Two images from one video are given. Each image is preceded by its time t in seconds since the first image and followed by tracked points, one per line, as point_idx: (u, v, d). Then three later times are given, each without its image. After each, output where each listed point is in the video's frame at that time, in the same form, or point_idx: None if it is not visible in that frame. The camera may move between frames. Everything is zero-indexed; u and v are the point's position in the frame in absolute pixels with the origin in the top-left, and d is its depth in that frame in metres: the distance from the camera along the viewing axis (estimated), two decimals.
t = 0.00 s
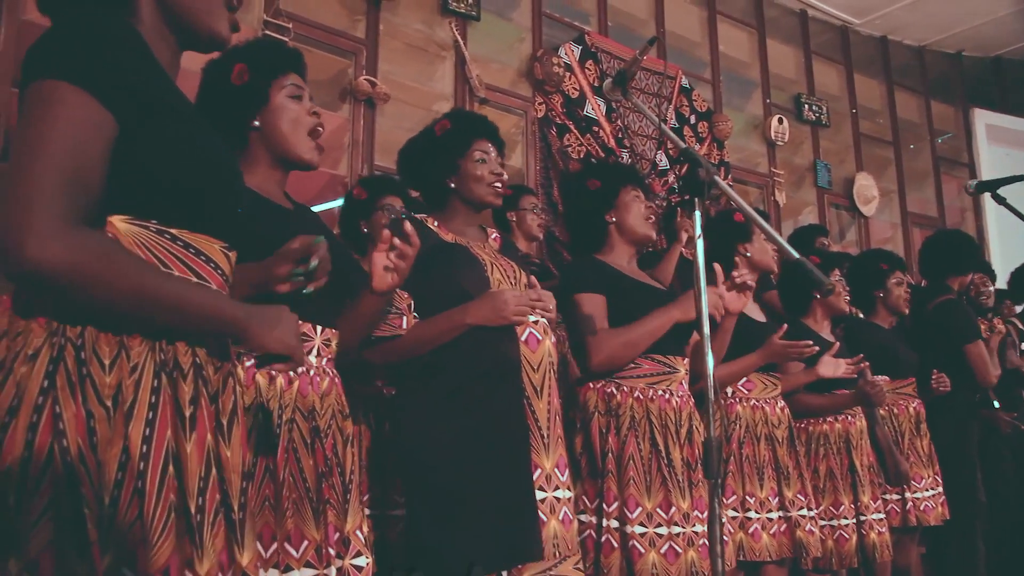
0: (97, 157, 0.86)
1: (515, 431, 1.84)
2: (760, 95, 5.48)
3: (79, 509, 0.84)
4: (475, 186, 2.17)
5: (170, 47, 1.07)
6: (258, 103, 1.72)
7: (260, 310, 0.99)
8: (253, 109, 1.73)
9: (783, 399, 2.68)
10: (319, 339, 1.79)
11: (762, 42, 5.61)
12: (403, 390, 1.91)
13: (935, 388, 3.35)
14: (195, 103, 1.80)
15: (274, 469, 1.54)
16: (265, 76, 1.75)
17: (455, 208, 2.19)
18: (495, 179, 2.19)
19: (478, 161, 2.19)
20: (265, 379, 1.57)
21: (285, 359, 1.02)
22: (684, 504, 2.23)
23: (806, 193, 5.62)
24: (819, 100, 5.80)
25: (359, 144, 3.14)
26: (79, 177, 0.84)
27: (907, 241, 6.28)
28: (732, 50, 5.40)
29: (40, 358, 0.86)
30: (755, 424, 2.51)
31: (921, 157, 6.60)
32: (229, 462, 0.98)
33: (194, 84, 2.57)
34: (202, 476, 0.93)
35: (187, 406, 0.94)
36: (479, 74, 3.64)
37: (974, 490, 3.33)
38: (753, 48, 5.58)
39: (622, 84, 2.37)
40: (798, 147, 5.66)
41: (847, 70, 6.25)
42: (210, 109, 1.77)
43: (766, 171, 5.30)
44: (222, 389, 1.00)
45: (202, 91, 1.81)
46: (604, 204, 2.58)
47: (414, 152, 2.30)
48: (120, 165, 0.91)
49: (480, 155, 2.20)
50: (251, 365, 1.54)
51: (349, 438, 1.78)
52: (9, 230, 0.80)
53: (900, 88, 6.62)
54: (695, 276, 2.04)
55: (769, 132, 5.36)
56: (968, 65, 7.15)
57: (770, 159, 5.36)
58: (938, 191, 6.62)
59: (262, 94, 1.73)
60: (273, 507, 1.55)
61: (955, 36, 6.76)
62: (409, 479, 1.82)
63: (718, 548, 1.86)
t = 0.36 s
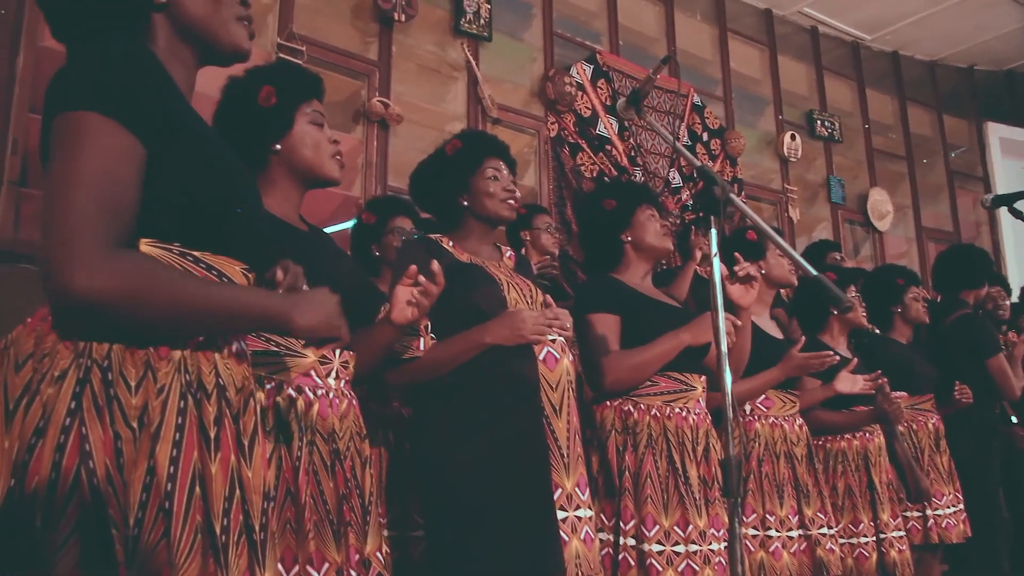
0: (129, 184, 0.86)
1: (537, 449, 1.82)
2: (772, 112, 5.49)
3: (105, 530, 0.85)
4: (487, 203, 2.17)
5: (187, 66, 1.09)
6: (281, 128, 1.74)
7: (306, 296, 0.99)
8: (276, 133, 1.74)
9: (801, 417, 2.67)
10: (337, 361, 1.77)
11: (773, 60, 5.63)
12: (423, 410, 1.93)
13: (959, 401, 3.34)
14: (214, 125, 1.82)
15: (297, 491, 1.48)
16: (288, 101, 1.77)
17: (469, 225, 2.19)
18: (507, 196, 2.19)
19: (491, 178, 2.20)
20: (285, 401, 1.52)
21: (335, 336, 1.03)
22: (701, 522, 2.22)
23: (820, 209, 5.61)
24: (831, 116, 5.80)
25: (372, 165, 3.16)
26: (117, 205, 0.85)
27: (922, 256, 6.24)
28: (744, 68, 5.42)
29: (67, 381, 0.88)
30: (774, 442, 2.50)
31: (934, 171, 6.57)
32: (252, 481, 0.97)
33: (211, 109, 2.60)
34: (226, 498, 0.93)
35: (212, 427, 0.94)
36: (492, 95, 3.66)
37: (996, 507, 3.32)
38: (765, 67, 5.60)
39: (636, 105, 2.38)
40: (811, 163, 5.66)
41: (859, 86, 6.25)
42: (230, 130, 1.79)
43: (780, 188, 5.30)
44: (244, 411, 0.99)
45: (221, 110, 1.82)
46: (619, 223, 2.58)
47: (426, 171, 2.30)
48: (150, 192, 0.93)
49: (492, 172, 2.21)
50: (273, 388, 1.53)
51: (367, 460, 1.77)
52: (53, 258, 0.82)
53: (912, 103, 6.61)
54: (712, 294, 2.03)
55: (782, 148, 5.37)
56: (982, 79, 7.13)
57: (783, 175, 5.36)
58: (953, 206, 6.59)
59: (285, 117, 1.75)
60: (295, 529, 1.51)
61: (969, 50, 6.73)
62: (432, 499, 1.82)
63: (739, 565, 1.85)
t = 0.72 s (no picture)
0: (165, 196, 0.87)
1: (556, 468, 1.81)
2: (784, 129, 5.49)
3: (120, 546, 0.85)
4: (502, 223, 2.17)
5: (208, 90, 1.10)
6: (299, 149, 1.74)
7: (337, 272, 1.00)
8: (294, 154, 1.74)
9: (819, 434, 2.65)
10: (354, 382, 1.77)
11: (784, 76, 5.64)
12: (441, 430, 1.93)
13: (978, 417, 3.31)
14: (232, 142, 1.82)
15: (315, 513, 1.42)
16: (308, 121, 1.78)
17: (484, 245, 2.20)
18: (521, 216, 2.19)
19: (505, 198, 2.20)
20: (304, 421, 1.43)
21: (368, 304, 1.03)
22: (718, 541, 2.18)
23: (833, 225, 5.60)
24: (843, 131, 5.79)
25: (385, 185, 3.17)
26: (157, 214, 0.85)
27: (937, 271, 6.21)
28: (755, 84, 5.43)
29: (86, 398, 0.88)
30: (792, 461, 2.49)
31: (948, 186, 6.54)
32: (267, 502, 0.95)
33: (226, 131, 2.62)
34: (241, 518, 0.91)
35: (228, 446, 0.92)
36: (503, 114, 3.68)
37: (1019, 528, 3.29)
38: (776, 83, 5.61)
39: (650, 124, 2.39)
40: (823, 179, 5.65)
41: (870, 101, 6.25)
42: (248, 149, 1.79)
43: (792, 204, 5.29)
44: (261, 431, 0.98)
45: (239, 128, 1.82)
46: (638, 242, 2.59)
47: (443, 190, 2.31)
48: (180, 205, 0.91)
49: (507, 191, 2.22)
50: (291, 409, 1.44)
51: (383, 481, 1.79)
52: (97, 274, 0.83)
53: (924, 118, 6.59)
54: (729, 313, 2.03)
55: (794, 164, 5.36)
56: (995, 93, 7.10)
57: (795, 192, 5.35)
58: (968, 221, 6.56)
59: (304, 138, 1.75)
60: (313, 551, 1.43)
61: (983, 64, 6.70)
62: (450, 519, 1.83)
63: None
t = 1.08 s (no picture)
0: (175, 206, 0.88)
1: (575, 482, 1.83)
2: (797, 140, 5.48)
3: (133, 560, 0.85)
4: (522, 236, 2.17)
5: (227, 106, 1.10)
6: (315, 164, 1.75)
7: (335, 290, 1.01)
8: (309, 169, 1.75)
9: (836, 447, 2.64)
10: (369, 396, 1.78)
11: (797, 87, 5.63)
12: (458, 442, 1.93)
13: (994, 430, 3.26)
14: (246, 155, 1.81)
15: (331, 527, 1.43)
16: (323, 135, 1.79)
17: (502, 258, 2.20)
18: (540, 228, 2.19)
19: (523, 212, 2.20)
20: (319, 436, 1.47)
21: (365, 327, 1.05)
22: (737, 554, 2.18)
23: (848, 237, 5.58)
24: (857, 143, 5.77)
25: (399, 199, 3.19)
26: (161, 221, 0.86)
27: (953, 282, 6.17)
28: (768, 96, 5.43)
29: (100, 411, 0.89)
30: (809, 473, 2.48)
31: (963, 197, 6.51)
32: (281, 517, 0.94)
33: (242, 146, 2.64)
34: (253, 532, 0.90)
35: (242, 459, 0.92)
36: (517, 127, 3.70)
37: None
38: (789, 93, 5.61)
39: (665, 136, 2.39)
40: (838, 191, 5.64)
41: (884, 113, 6.23)
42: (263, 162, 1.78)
43: (806, 216, 5.28)
44: (277, 445, 0.98)
45: (254, 141, 1.82)
46: (657, 254, 2.59)
47: (461, 203, 2.32)
48: (188, 216, 0.92)
49: (525, 205, 2.21)
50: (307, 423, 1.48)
51: (398, 493, 1.77)
52: (98, 280, 0.83)
53: (939, 128, 6.57)
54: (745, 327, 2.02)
55: (808, 176, 5.36)
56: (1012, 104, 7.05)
57: (810, 204, 5.34)
58: (983, 231, 6.52)
59: (318, 152, 1.76)
60: (329, 564, 1.45)
61: (998, 75, 6.68)
62: (467, 532, 1.82)
63: None
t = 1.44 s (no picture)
0: (178, 213, 0.88)
1: (594, 490, 1.81)
2: (808, 147, 5.47)
3: (150, 568, 0.85)
4: (539, 244, 2.17)
5: (240, 115, 1.09)
6: (326, 174, 1.76)
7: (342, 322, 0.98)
8: (319, 179, 1.75)
9: (848, 453, 2.63)
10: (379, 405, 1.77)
11: (807, 94, 5.63)
12: (473, 450, 1.93)
13: (1009, 436, 3.28)
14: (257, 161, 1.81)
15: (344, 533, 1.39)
16: (334, 144, 1.80)
17: (517, 266, 2.21)
18: (557, 238, 2.20)
19: (540, 221, 2.20)
20: (332, 444, 1.54)
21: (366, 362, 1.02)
22: (750, 562, 2.18)
23: (860, 244, 5.57)
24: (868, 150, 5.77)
25: (410, 208, 3.20)
26: (162, 229, 0.86)
27: (966, 289, 6.14)
28: (778, 103, 5.43)
29: (116, 420, 0.89)
30: (822, 481, 2.47)
31: (976, 204, 6.48)
32: (299, 524, 0.95)
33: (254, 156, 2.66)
34: (270, 540, 0.90)
35: (259, 466, 0.92)
36: (527, 135, 3.71)
37: None
38: (799, 99, 5.61)
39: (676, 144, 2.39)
40: (849, 198, 5.63)
41: (896, 120, 6.22)
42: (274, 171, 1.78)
43: (818, 223, 5.27)
44: (295, 453, 0.98)
45: (266, 147, 1.82)
46: (673, 261, 2.58)
47: (478, 211, 2.33)
48: (192, 224, 0.92)
49: (542, 214, 2.22)
50: (320, 431, 1.55)
51: (408, 500, 1.79)
52: (94, 287, 0.82)
53: (951, 135, 6.54)
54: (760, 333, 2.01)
55: (819, 183, 5.35)
56: None
57: (821, 211, 5.33)
58: (996, 238, 6.49)
59: (329, 163, 1.76)
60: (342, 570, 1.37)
61: (1009, 81, 6.65)
62: (481, 540, 1.83)
63: None
